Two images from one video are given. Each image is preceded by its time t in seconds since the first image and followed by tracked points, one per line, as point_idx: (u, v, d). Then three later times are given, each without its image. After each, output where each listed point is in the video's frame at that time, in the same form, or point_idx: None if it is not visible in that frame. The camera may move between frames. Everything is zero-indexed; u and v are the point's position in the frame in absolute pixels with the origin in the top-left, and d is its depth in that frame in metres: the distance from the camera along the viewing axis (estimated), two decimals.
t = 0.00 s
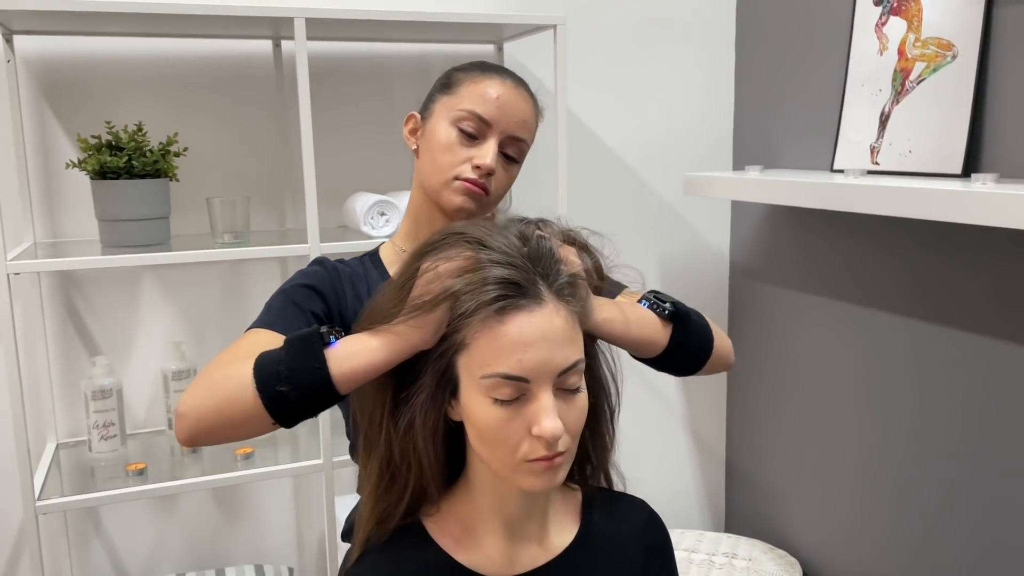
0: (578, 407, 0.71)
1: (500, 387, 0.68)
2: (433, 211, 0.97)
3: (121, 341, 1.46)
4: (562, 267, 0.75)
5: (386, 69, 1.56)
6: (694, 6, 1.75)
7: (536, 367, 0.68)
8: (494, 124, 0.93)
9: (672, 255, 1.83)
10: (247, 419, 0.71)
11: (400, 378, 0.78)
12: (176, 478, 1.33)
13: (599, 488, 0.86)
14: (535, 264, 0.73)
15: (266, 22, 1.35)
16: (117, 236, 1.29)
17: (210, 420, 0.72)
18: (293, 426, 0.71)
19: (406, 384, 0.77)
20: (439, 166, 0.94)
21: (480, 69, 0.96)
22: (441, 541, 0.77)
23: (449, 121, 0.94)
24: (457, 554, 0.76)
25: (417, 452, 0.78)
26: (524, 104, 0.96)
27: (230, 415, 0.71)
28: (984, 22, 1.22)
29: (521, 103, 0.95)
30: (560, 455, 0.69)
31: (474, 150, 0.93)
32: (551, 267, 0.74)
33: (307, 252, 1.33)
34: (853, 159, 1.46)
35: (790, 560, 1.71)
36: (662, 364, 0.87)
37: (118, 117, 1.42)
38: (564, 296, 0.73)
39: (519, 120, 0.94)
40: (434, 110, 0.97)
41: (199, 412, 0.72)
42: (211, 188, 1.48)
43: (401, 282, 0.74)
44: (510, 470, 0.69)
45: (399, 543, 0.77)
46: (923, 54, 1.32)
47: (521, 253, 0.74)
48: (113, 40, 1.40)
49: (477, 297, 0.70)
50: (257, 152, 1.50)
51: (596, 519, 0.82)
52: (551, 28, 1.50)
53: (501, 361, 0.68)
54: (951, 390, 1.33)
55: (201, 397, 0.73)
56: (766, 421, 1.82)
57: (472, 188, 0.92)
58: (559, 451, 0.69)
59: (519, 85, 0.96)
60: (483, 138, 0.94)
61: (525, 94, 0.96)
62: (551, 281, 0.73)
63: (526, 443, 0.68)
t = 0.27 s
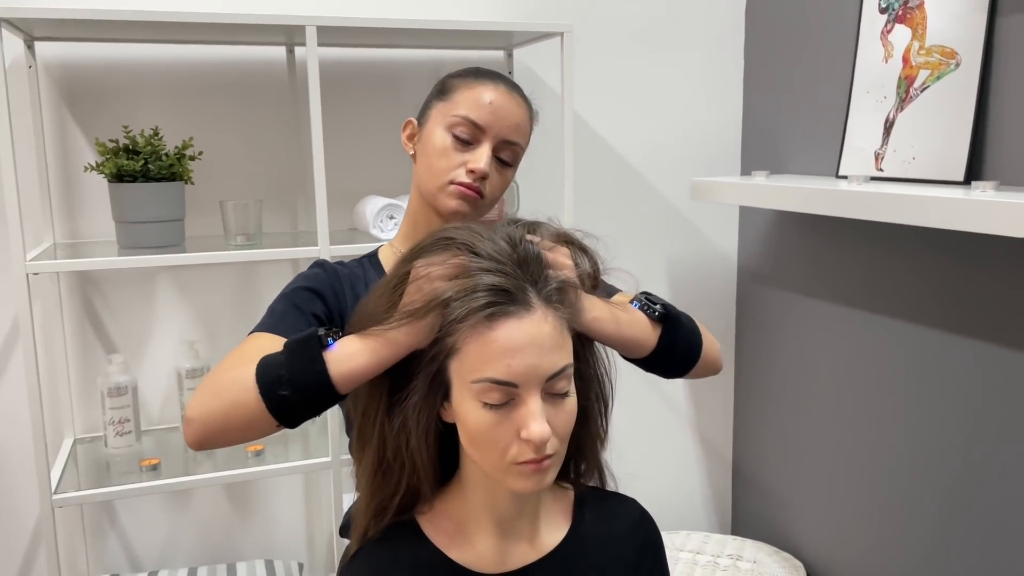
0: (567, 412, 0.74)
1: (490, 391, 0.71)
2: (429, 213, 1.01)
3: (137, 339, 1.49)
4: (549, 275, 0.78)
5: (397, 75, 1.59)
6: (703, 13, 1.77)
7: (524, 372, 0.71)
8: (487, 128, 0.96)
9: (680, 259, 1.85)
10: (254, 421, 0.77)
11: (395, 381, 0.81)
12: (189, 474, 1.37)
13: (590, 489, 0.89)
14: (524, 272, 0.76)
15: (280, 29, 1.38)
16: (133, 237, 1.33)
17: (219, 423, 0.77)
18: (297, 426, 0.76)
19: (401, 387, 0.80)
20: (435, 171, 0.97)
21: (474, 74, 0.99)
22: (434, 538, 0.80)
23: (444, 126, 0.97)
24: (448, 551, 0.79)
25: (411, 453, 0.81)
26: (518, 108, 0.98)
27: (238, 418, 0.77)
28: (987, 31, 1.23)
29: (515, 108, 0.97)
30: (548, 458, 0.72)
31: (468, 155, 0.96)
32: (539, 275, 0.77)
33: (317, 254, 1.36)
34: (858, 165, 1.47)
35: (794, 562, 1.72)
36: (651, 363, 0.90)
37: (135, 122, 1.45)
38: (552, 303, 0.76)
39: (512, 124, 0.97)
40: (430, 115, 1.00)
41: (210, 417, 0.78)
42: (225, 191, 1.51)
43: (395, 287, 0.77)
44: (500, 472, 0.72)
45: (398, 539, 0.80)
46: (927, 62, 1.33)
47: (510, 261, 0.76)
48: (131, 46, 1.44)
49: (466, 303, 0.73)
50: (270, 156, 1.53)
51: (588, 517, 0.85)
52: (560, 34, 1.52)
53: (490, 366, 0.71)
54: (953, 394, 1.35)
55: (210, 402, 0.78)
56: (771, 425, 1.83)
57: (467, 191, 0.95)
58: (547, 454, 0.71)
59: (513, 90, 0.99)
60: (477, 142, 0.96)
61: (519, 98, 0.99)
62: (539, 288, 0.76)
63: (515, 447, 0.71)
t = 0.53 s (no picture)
0: (561, 416, 0.76)
1: (486, 396, 0.73)
2: (428, 222, 1.04)
3: (153, 340, 1.52)
4: (546, 283, 0.80)
5: (409, 82, 1.61)
6: (712, 20, 1.78)
7: (519, 377, 0.73)
8: (479, 138, 0.99)
9: (689, 264, 1.86)
10: (257, 409, 0.81)
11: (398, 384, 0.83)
12: (202, 473, 1.39)
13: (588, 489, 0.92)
14: (521, 280, 0.78)
15: (295, 37, 1.41)
16: (150, 241, 1.35)
17: (225, 411, 0.82)
18: (299, 415, 0.79)
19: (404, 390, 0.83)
20: (432, 183, 1.00)
21: (466, 83, 1.01)
22: (435, 538, 0.82)
23: (438, 138, 1.00)
24: (450, 550, 0.81)
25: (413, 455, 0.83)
26: (510, 114, 1.01)
27: (242, 407, 0.81)
28: (992, 40, 1.24)
29: (507, 114, 1.00)
30: (542, 461, 0.74)
31: (462, 165, 0.99)
32: (535, 283, 0.79)
33: (329, 258, 1.38)
34: (865, 172, 1.48)
35: (800, 566, 1.73)
36: (652, 364, 0.91)
37: (152, 127, 1.48)
38: (547, 311, 0.77)
39: (504, 132, 0.99)
40: (425, 127, 1.03)
41: (216, 407, 0.82)
42: (239, 195, 1.54)
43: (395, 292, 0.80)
44: (496, 475, 0.74)
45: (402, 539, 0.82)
46: (933, 70, 1.34)
47: (507, 267, 0.78)
48: (148, 53, 1.47)
49: (463, 310, 0.75)
50: (284, 161, 1.56)
51: (587, 520, 0.87)
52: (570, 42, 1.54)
53: (486, 371, 0.73)
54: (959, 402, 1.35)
55: (217, 392, 0.82)
56: (779, 429, 1.84)
57: (462, 201, 0.99)
58: (541, 457, 0.74)
59: (505, 96, 1.01)
60: (470, 152, 0.99)
61: (510, 104, 1.01)
62: (535, 296, 0.78)
63: (510, 450, 0.73)
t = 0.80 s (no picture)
0: (573, 426, 0.77)
1: (498, 407, 0.75)
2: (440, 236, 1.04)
3: (166, 343, 1.54)
4: (562, 299, 0.81)
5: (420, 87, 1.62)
6: (722, 26, 1.79)
7: (531, 389, 0.74)
8: (453, 142, 0.99)
9: (698, 270, 1.86)
10: (239, 406, 0.82)
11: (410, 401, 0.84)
12: (214, 476, 1.40)
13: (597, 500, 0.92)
14: (536, 297, 0.79)
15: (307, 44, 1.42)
16: (163, 246, 1.37)
17: (212, 400, 0.84)
18: (281, 424, 0.81)
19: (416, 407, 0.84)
20: (433, 202, 1.01)
21: (419, 95, 1.01)
22: (450, 548, 0.84)
23: (420, 158, 1.00)
24: (464, 559, 0.83)
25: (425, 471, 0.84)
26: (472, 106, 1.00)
27: (227, 401, 0.83)
28: (1003, 49, 1.24)
29: (463, 105, 0.99)
30: (553, 471, 0.75)
31: (452, 173, 0.99)
32: (551, 299, 0.80)
33: (340, 263, 1.39)
34: (875, 179, 1.48)
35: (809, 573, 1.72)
36: (682, 391, 0.94)
37: (166, 133, 1.50)
38: (562, 325, 0.78)
39: (473, 123, 0.99)
40: (405, 151, 1.03)
41: (205, 394, 0.84)
42: (252, 200, 1.55)
43: (414, 315, 0.82)
44: (507, 483, 0.76)
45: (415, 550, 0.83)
46: (944, 78, 1.34)
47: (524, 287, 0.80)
48: (162, 59, 1.48)
49: (479, 326, 0.76)
50: (296, 166, 1.57)
51: (596, 533, 0.88)
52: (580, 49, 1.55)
53: (500, 383, 0.75)
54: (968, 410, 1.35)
55: (209, 380, 0.85)
56: (787, 436, 1.84)
57: (466, 206, 1.00)
58: (552, 467, 0.75)
59: (456, 89, 1.00)
60: (454, 157, 0.99)
61: (467, 92, 1.00)
62: (550, 311, 0.79)
63: (521, 460, 0.74)
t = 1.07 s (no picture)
0: (581, 426, 0.77)
1: (506, 405, 0.75)
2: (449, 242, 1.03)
3: (173, 347, 1.54)
4: (569, 301, 0.82)
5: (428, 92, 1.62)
6: (730, 32, 1.78)
7: (539, 385, 0.74)
8: (443, 147, 0.99)
9: (705, 275, 1.86)
10: (257, 421, 0.82)
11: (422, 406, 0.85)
12: (221, 480, 1.41)
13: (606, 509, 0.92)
14: (542, 299, 0.80)
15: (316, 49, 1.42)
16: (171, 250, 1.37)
17: (228, 415, 0.84)
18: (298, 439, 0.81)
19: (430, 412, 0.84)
20: (434, 209, 1.01)
21: (407, 111, 1.02)
22: (459, 554, 0.84)
23: (416, 170, 1.01)
24: (472, 566, 0.83)
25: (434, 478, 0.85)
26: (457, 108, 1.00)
27: (244, 416, 0.83)
28: (1011, 57, 1.24)
29: (446, 109, 0.99)
30: (562, 470, 0.75)
31: (449, 176, 0.99)
32: (557, 301, 0.81)
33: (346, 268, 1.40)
34: (883, 186, 1.48)
35: None
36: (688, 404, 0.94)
37: (175, 138, 1.51)
38: (568, 323, 0.79)
39: (459, 124, 0.99)
40: (403, 168, 1.04)
41: (219, 410, 0.84)
42: (260, 205, 1.56)
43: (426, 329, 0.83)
44: (517, 484, 0.75)
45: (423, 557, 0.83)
46: (952, 85, 1.34)
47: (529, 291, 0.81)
48: (172, 64, 1.49)
49: (486, 327, 0.77)
50: (304, 171, 1.58)
51: (605, 541, 0.88)
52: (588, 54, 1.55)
53: (507, 381, 0.75)
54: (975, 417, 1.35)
55: (223, 395, 0.84)
56: (794, 441, 1.83)
57: (468, 206, 0.99)
58: (561, 466, 0.74)
59: (440, 96, 1.01)
60: (448, 161, 0.99)
61: (451, 97, 1.01)
62: (556, 310, 0.79)
63: (530, 458, 0.74)
